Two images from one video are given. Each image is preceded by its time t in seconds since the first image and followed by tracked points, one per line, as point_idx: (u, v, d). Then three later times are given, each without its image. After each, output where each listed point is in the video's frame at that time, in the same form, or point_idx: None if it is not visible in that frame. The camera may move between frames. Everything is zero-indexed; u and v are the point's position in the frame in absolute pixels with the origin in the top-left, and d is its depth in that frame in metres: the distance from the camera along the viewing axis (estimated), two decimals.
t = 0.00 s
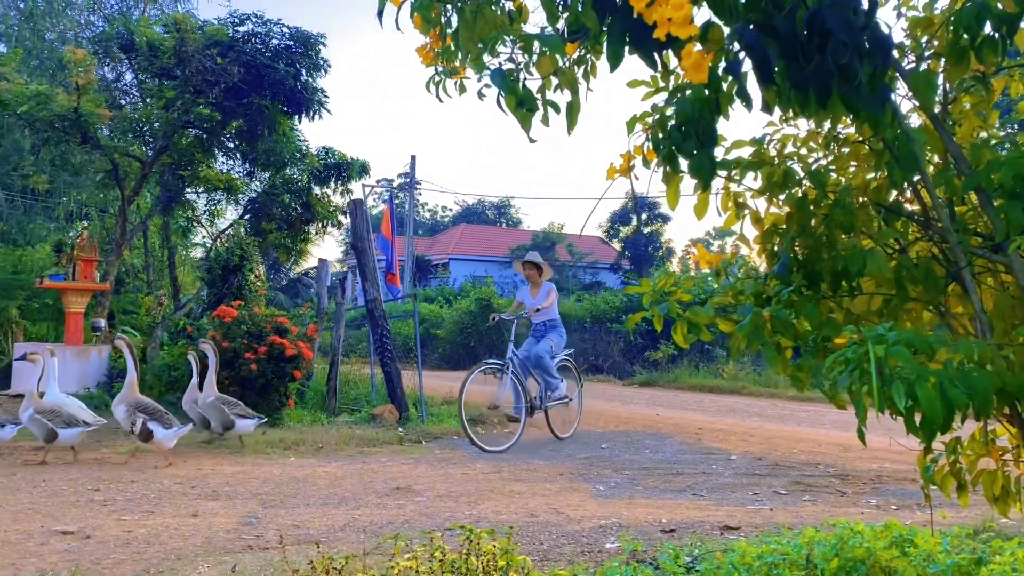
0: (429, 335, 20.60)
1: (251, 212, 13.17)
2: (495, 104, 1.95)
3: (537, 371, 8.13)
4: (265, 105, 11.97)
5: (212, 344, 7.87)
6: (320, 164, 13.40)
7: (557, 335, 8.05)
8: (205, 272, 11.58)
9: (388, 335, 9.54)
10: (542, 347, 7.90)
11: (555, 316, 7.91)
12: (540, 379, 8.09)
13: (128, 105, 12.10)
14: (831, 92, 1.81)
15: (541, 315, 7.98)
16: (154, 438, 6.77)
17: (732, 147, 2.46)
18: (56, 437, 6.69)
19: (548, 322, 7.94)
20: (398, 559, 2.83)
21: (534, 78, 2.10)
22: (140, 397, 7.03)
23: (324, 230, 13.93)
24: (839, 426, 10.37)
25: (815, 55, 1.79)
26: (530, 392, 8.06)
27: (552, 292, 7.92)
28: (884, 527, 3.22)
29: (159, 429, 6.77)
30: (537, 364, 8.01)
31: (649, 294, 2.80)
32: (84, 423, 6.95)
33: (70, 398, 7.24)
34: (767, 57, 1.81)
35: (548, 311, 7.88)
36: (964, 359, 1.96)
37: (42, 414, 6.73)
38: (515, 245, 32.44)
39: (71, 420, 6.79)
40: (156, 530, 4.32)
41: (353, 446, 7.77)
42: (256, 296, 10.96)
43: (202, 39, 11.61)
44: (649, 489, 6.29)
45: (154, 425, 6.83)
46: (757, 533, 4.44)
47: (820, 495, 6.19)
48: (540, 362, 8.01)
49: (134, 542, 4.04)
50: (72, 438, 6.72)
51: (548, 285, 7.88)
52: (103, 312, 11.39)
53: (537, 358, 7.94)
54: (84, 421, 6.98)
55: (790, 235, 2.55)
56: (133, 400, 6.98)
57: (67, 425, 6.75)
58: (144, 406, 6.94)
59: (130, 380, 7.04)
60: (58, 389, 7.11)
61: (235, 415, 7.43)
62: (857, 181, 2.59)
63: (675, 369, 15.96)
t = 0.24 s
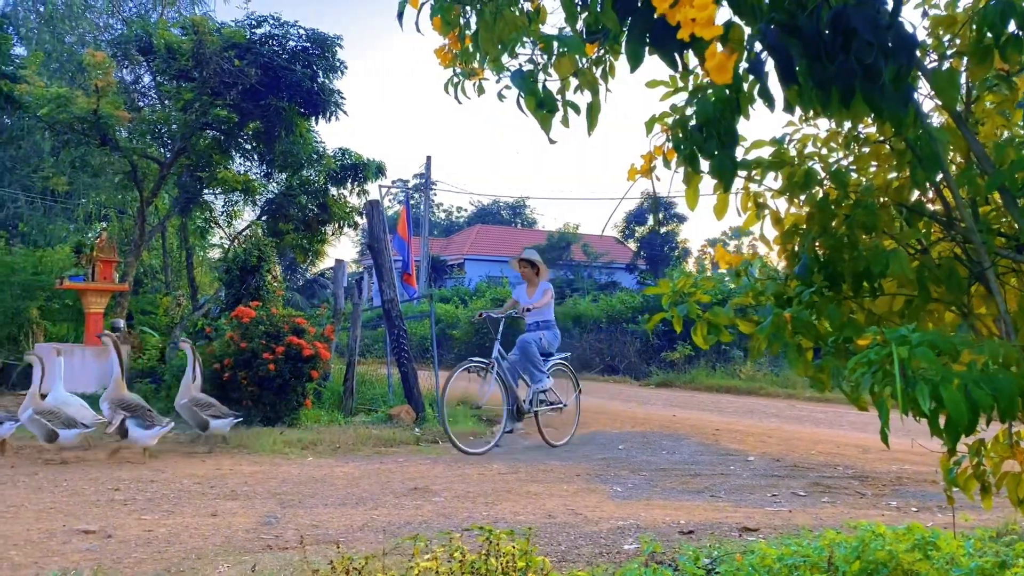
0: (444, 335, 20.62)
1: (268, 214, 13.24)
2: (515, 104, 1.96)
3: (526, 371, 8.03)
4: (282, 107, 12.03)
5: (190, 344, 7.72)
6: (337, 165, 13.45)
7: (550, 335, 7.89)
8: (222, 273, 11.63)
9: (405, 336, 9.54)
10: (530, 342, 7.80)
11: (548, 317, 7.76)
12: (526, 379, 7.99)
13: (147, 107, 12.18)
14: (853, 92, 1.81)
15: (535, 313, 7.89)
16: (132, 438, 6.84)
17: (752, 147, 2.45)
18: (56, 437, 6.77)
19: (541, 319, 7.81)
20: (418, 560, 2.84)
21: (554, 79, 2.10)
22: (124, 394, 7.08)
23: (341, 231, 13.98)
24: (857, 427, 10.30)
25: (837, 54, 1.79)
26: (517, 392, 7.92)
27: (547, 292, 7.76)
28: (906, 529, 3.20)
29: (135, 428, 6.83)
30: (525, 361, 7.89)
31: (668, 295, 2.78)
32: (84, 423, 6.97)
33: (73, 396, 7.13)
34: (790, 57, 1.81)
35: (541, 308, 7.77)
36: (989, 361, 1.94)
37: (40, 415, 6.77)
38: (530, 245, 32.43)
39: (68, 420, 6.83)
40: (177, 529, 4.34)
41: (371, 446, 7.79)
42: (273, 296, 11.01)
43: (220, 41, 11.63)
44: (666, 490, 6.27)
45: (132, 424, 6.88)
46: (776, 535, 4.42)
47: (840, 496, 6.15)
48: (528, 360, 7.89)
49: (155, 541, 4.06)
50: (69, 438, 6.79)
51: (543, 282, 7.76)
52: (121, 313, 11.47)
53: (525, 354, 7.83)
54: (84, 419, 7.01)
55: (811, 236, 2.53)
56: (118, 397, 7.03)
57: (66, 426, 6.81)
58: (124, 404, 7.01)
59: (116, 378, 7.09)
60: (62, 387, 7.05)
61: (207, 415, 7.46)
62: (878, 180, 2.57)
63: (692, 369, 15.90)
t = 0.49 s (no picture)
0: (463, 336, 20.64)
1: (289, 215, 13.32)
2: (538, 105, 1.96)
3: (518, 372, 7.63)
4: (302, 108, 12.04)
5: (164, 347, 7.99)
6: (357, 166, 13.50)
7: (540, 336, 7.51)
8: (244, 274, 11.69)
9: (425, 336, 9.54)
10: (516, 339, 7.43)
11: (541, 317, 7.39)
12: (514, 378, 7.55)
13: (170, 109, 12.28)
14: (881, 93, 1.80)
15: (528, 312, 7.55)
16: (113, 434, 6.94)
17: (775, 147, 2.44)
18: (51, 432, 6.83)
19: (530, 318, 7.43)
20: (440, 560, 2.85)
21: (577, 81, 2.10)
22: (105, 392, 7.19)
23: (360, 232, 14.03)
24: (880, 429, 10.20)
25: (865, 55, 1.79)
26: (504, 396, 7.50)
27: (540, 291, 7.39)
28: (933, 533, 3.17)
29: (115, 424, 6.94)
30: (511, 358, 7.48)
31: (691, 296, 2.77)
32: (79, 419, 7.02)
33: (73, 396, 7.14)
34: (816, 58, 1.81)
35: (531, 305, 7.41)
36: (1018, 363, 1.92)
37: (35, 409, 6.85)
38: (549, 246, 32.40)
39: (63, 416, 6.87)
40: (199, 529, 4.37)
41: (391, 447, 7.81)
42: (294, 297, 11.05)
43: (241, 44, 11.63)
44: (687, 492, 6.24)
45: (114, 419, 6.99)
46: (799, 538, 4.39)
47: (863, 499, 6.09)
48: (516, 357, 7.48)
49: (178, 541, 4.09)
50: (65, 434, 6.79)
51: (534, 280, 7.42)
52: (144, 313, 11.56)
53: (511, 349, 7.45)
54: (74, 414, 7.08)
55: (836, 236, 2.51)
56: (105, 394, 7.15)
57: (59, 421, 6.84)
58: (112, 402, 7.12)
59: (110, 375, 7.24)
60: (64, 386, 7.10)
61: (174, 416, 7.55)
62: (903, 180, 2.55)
63: (712, 370, 15.82)
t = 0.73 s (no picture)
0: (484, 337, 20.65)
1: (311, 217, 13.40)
2: (563, 105, 1.96)
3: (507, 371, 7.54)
4: (326, 111, 12.14)
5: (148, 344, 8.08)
6: (379, 168, 13.57)
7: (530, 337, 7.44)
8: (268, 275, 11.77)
9: (446, 337, 9.57)
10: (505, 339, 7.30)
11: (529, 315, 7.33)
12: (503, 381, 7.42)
13: (194, 112, 12.38)
14: (912, 91, 1.80)
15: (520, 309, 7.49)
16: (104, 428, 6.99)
17: (802, 146, 2.42)
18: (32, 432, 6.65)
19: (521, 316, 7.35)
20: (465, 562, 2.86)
21: (603, 81, 2.11)
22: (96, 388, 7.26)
23: (382, 233, 14.09)
24: (905, 431, 10.10)
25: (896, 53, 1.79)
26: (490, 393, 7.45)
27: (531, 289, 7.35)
28: (963, 536, 3.13)
29: (106, 417, 7.00)
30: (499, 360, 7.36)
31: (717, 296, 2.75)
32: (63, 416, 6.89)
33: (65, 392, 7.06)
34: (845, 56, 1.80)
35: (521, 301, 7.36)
36: None
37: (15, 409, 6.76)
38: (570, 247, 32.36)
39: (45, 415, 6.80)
40: (226, 528, 4.40)
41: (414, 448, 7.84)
42: (317, 298, 11.11)
43: (264, 47, 11.65)
44: (711, 494, 6.20)
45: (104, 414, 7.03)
46: (824, 541, 4.35)
47: (890, 502, 6.04)
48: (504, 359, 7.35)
49: (204, 540, 4.12)
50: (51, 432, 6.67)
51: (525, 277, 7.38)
52: (169, 314, 11.66)
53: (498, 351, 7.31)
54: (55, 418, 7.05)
55: (864, 236, 2.48)
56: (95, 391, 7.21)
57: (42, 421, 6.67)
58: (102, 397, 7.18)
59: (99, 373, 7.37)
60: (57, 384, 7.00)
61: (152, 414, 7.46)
62: (932, 180, 2.52)
63: (735, 372, 15.75)
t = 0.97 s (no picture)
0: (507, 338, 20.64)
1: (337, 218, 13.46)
2: (591, 106, 1.96)
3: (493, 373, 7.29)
4: (350, 113, 12.12)
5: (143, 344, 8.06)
6: (403, 170, 13.62)
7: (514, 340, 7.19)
8: (294, 276, 11.84)
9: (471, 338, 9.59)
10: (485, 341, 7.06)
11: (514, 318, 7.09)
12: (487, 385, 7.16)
13: (221, 114, 12.49)
14: (947, 88, 1.78)
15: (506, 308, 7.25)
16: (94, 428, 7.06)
17: (831, 147, 2.41)
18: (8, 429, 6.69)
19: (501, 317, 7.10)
20: (492, 563, 2.86)
21: (631, 81, 2.11)
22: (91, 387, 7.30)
23: (407, 234, 14.13)
24: (935, 433, 9.98)
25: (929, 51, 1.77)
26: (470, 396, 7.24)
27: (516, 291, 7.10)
28: (996, 541, 3.09)
29: (99, 417, 7.07)
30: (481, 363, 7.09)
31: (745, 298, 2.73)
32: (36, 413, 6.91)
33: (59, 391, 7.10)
34: (878, 52, 1.78)
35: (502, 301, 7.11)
36: None
37: None
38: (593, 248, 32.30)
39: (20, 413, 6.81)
40: (254, 528, 4.44)
41: (439, 448, 7.86)
42: (343, 299, 11.17)
43: (290, 50, 11.75)
44: (738, 496, 6.16)
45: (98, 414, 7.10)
46: (853, 543, 4.31)
47: (920, 505, 5.97)
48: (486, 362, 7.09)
49: (233, 540, 4.15)
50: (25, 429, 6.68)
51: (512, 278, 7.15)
52: (196, 315, 11.78)
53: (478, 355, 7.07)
54: (38, 416, 7.07)
55: (895, 235, 2.45)
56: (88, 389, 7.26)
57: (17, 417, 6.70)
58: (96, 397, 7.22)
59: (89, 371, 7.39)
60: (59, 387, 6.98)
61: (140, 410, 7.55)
62: (963, 180, 2.50)
63: (761, 373, 15.64)
